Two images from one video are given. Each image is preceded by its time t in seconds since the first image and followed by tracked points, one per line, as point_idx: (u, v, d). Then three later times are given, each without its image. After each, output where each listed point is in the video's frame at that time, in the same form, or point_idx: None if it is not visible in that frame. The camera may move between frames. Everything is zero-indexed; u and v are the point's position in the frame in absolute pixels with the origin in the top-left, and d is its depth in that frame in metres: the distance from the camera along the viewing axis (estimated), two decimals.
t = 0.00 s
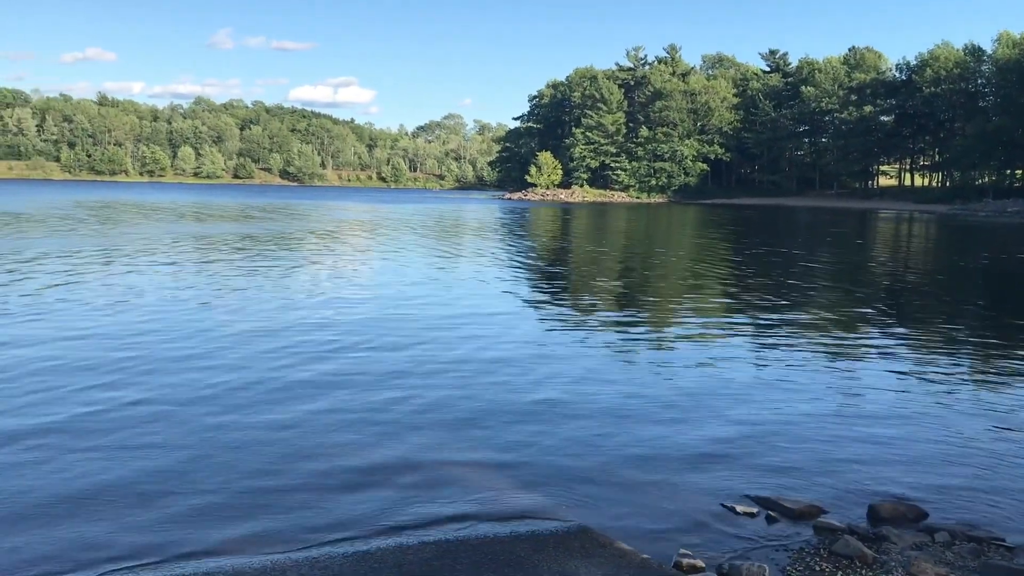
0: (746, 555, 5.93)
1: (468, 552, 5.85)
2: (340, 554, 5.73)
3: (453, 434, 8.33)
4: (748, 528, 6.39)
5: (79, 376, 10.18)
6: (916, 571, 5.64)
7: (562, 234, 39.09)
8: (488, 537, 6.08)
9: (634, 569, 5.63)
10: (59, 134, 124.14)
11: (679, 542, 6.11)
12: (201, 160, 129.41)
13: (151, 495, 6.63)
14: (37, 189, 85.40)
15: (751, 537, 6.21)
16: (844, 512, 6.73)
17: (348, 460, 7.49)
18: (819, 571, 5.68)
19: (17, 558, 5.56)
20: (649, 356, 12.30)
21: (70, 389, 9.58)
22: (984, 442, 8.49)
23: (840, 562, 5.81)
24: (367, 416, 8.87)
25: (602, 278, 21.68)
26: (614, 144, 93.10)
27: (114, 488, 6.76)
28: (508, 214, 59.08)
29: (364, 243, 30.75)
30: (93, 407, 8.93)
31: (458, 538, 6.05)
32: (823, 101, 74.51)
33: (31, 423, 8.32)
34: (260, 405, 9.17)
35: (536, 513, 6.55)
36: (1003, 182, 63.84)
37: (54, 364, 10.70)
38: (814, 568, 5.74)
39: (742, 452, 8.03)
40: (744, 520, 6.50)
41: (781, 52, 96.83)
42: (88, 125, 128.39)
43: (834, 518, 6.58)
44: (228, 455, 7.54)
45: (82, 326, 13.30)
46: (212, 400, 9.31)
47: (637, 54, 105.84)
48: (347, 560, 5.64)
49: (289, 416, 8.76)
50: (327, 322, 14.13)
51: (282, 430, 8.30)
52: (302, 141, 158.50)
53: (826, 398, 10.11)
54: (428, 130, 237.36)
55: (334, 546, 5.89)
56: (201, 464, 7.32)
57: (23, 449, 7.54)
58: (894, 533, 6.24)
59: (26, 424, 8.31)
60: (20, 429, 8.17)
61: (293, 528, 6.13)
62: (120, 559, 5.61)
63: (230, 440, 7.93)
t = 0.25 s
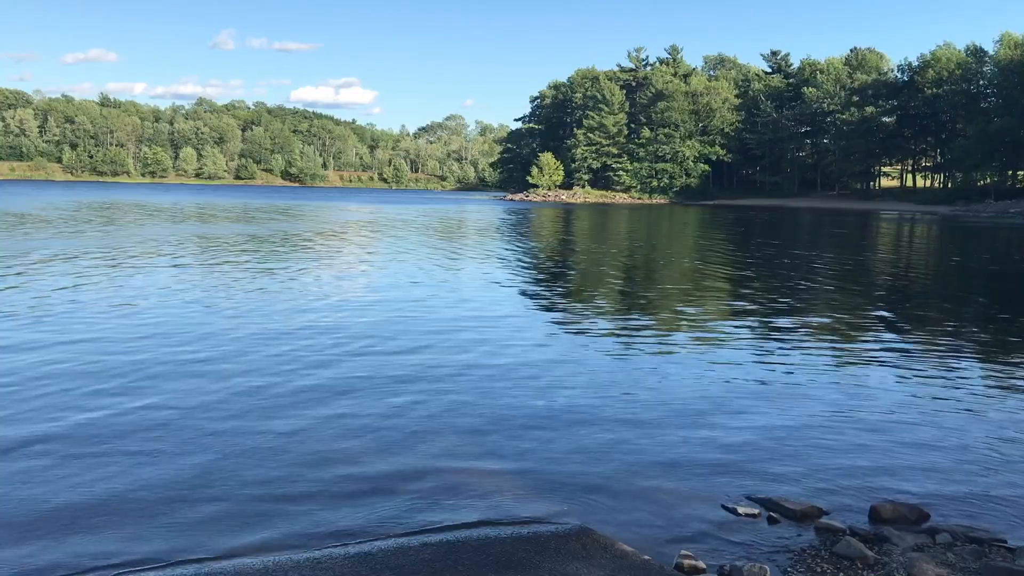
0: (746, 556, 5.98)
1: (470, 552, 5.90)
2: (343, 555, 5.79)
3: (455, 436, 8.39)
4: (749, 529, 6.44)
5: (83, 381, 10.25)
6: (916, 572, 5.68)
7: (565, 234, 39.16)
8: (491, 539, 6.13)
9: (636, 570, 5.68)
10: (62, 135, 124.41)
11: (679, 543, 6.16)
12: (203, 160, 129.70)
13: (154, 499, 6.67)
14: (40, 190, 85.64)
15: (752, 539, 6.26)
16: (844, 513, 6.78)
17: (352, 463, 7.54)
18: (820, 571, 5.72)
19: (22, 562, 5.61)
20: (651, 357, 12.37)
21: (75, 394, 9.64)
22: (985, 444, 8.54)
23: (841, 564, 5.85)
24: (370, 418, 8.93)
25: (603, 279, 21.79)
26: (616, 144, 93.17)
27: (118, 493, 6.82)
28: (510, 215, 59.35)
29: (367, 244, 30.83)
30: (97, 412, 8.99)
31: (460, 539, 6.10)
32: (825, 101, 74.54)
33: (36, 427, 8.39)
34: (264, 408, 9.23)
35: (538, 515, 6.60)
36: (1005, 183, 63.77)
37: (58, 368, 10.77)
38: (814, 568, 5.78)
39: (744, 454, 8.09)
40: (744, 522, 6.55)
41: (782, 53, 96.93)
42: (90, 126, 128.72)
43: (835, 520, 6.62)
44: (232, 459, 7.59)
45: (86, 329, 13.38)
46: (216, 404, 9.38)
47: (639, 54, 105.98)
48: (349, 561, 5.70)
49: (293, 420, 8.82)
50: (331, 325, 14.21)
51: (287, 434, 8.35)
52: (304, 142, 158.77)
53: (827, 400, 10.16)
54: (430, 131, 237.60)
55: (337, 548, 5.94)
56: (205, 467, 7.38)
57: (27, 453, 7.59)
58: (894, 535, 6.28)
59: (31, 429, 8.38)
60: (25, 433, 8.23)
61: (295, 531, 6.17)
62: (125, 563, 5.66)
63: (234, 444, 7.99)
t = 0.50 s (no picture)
0: (749, 557, 5.95)
1: (472, 553, 5.88)
2: (344, 555, 5.76)
3: (457, 436, 8.38)
4: (751, 529, 6.42)
5: (83, 377, 10.24)
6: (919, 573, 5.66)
7: (567, 235, 39.18)
8: (492, 539, 6.11)
9: (637, 571, 5.66)
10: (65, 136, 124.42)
11: (682, 544, 6.14)
12: (205, 161, 129.79)
13: (155, 497, 6.66)
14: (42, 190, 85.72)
15: (755, 539, 6.24)
16: (848, 514, 6.76)
17: (352, 463, 7.52)
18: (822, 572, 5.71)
19: (22, 559, 5.59)
20: (653, 358, 12.35)
21: (75, 390, 9.63)
22: (987, 445, 8.52)
23: (844, 564, 5.83)
24: (370, 418, 8.92)
25: (604, 279, 21.80)
26: (617, 145, 93.14)
27: (118, 489, 6.80)
28: (512, 215, 59.40)
29: (367, 245, 30.81)
30: (96, 408, 8.98)
31: (462, 540, 6.08)
32: (828, 102, 74.45)
33: (35, 424, 8.37)
34: (264, 406, 9.22)
35: (539, 514, 6.59)
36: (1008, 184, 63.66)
37: (60, 365, 10.77)
38: (817, 570, 5.76)
39: (746, 454, 8.07)
40: (747, 523, 6.52)
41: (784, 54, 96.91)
42: (92, 127, 128.83)
43: (838, 520, 6.60)
44: (232, 457, 7.57)
45: (87, 327, 13.37)
46: (217, 401, 9.36)
47: (641, 55, 105.98)
48: (350, 561, 5.68)
49: (294, 419, 8.80)
50: (332, 325, 14.21)
51: (288, 432, 8.34)
52: (306, 143, 158.83)
53: (828, 400, 10.15)
54: (432, 132, 237.73)
55: (338, 548, 5.92)
56: (206, 464, 7.37)
57: (26, 449, 7.57)
58: (898, 536, 6.26)
59: (31, 424, 8.36)
60: (26, 430, 8.22)
61: (295, 530, 6.16)
62: (125, 560, 5.65)
63: (235, 443, 7.98)
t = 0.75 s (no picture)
0: (752, 557, 5.99)
1: (477, 553, 5.92)
2: (351, 555, 5.81)
3: (461, 436, 8.42)
4: (754, 529, 6.46)
5: (90, 378, 10.29)
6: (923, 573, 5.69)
7: (571, 235, 39.23)
8: (498, 539, 6.15)
9: (642, 571, 5.69)
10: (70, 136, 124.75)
11: (686, 543, 6.18)
12: (210, 161, 130.03)
13: (163, 497, 6.71)
14: (48, 191, 85.97)
15: (759, 539, 6.28)
16: (852, 514, 6.79)
17: (358, 464, 7.57)
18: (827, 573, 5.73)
19: (31, 560, 5.64)
20: (657, 358, 12.39)
21: (83, 392, 9.69)
22: (991, 445, 8.54)
23: (847, 564, 5.86)
24: (376, 418, 8.96)
25: (608, 279, 21.85)
26: (621, 145, 93.18)
27: (125, 490, 6.86)
28: (517, 215, 59.46)
29: (372, 245, 30.88)
30: (102, 409, 9.04)
31: (467, 540, 6.12)
32: (832, 102, 74.44)
33: (43, 426, 8.42)
34: (269, 407, 9.26)
35: (544, 514, 6.63)
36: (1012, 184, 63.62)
37: (66, 367, 10.83)
38: (821, 570, 5.79)
39: (750, 455, 8.10)
40: (751, 522, 6.56)
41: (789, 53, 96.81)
42: (97, 127, 129.13)
43: (843, 521, 6.62)
44: (239, 458, 7.62)
45: (93, 329, 13.42)
46: (223, 403, 9.42)
47: (645, 55, 105.98)
48: (357, 561, 5.72)
49: (300, 419, 8.85)
50: (337, 325, 14.26)
51: (293, 433, 8.39)
52: (310, 143, 159.04)
53: (833, 401, 10.17)
54: (436, 131, 237.88)
55: (344, 548, 5.96)
56: (213, 465, 7.43)
57: (36, 450, 7.63)
58: (902, 536, 6.28)
59: (38, 426, 8.41)
60: (36, 430, 8.29)
61: (302, 530, 6.21)
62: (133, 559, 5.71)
63: (241, 444, 8.01)
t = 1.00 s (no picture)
0: (759, 556, 5.95)
1: (483, 551, 5.89)
2: (356, 552, 5.79)
3: (468, 434, 8.38)
4: (762, 527, 6.42)
5: (96, 374, 10.29)
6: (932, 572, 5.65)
7: (578, 234, 39.16)
8: (502, 536, 6.12)
9: (649, 569, 5.66)
10: (79, 134, 125.42)
11: (693, 541, 6.15)
12: (218, 159, 130.26)
13: (170, 492, 6.70)
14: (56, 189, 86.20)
15: (766, 537, 6.24)
16: (860, 512, 6.75)
17: (363, 460, 7.54)
18: (835, 571, 5.69)
19: (38, 552, 5.63)
20: (663, 355, 12.35)
21: (89, 387, 9.67)
22: (1002, 444, 8.46)
23: (856, 564, 5.81)
24: (381, 415, 8.93)
25: (617, 278, 21.76)
26: (629, 144, 93.02)
27: (131, 484, 6.84)
28: (524, 214, 59.46)
29: (380, 244, 30.92)
30: (107, 405, 9.01)
31: (473, 536, 6.09)
32: (841, 101, 74.27)
33: (48, 420, 8.42)
34: (276, 405, 9.24)
35: (550, 512, 6.59)
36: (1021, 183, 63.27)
37: (73, 362, 10.82)
38: (830, 569, 5.74)
39: (758, 453, 8.05)
40: (758, 521, 6.51)
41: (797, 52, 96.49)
42: (106, 125, 129.45)
43: (850, 519, 6.58)
44: (245, 455, 7.61)
45: (98, 326, 13.41)
46: (229, 399, 9.40)
47: (653, 54, 105.77)
48: (363, 558, 5.71)
49: (306, 416, 8.83)
50: (342, 323, 14.23)
51: (299, 430, 8.36)
52: (318, 141, 159.17)
53: (842, 399, 10.10)
54: (444, 130, 237.82)
55: (350, 545, 5.94)
56: (218, 461, 7.41)
57: (41, 445, 7.63)
58: (910, 535, 6.24)
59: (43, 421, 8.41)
60: (42, 424, 8.27)
61: (307, 526, 6.20)
62: (139, 555, 5.70)
63: (246, 440, 8.00)
